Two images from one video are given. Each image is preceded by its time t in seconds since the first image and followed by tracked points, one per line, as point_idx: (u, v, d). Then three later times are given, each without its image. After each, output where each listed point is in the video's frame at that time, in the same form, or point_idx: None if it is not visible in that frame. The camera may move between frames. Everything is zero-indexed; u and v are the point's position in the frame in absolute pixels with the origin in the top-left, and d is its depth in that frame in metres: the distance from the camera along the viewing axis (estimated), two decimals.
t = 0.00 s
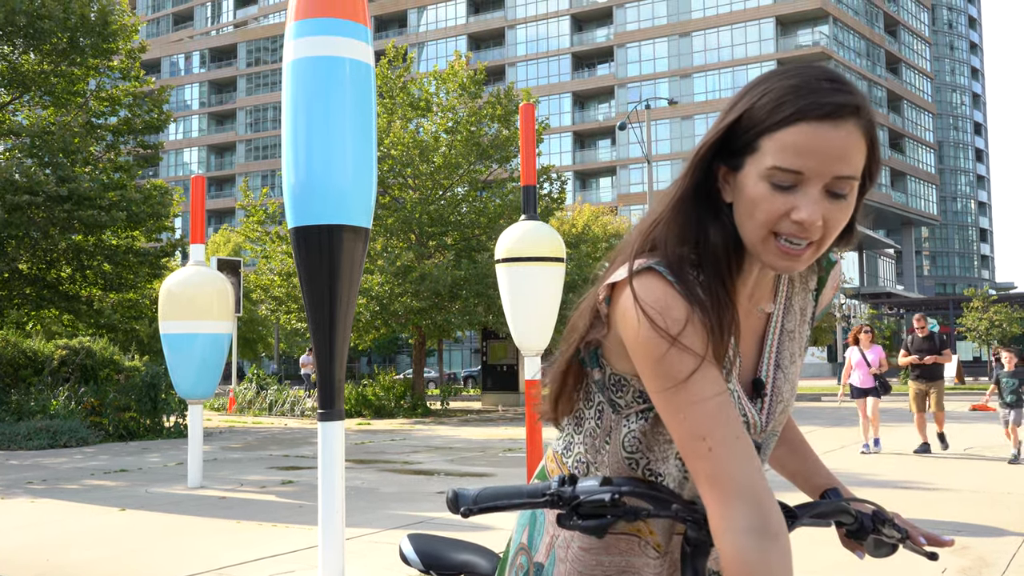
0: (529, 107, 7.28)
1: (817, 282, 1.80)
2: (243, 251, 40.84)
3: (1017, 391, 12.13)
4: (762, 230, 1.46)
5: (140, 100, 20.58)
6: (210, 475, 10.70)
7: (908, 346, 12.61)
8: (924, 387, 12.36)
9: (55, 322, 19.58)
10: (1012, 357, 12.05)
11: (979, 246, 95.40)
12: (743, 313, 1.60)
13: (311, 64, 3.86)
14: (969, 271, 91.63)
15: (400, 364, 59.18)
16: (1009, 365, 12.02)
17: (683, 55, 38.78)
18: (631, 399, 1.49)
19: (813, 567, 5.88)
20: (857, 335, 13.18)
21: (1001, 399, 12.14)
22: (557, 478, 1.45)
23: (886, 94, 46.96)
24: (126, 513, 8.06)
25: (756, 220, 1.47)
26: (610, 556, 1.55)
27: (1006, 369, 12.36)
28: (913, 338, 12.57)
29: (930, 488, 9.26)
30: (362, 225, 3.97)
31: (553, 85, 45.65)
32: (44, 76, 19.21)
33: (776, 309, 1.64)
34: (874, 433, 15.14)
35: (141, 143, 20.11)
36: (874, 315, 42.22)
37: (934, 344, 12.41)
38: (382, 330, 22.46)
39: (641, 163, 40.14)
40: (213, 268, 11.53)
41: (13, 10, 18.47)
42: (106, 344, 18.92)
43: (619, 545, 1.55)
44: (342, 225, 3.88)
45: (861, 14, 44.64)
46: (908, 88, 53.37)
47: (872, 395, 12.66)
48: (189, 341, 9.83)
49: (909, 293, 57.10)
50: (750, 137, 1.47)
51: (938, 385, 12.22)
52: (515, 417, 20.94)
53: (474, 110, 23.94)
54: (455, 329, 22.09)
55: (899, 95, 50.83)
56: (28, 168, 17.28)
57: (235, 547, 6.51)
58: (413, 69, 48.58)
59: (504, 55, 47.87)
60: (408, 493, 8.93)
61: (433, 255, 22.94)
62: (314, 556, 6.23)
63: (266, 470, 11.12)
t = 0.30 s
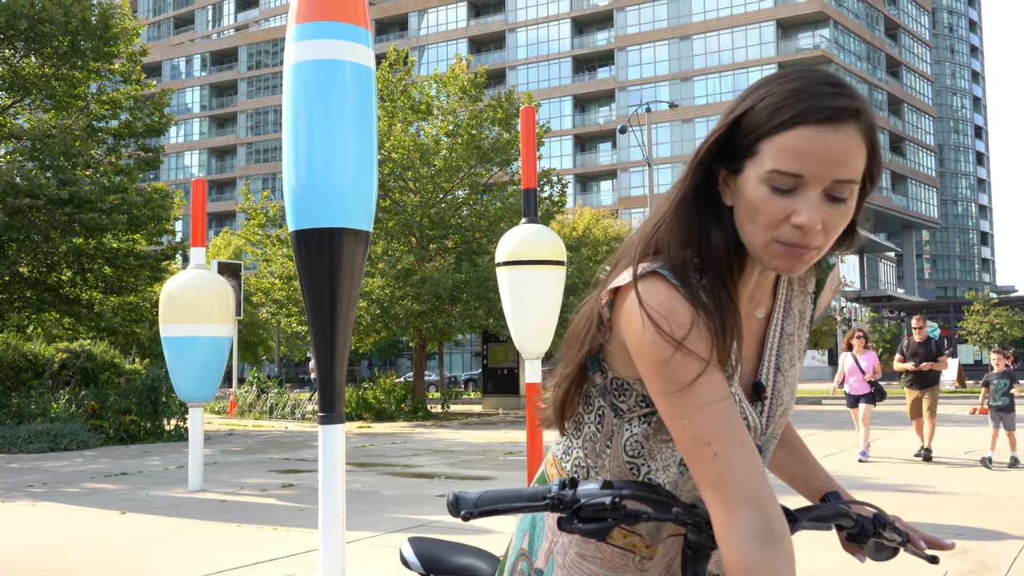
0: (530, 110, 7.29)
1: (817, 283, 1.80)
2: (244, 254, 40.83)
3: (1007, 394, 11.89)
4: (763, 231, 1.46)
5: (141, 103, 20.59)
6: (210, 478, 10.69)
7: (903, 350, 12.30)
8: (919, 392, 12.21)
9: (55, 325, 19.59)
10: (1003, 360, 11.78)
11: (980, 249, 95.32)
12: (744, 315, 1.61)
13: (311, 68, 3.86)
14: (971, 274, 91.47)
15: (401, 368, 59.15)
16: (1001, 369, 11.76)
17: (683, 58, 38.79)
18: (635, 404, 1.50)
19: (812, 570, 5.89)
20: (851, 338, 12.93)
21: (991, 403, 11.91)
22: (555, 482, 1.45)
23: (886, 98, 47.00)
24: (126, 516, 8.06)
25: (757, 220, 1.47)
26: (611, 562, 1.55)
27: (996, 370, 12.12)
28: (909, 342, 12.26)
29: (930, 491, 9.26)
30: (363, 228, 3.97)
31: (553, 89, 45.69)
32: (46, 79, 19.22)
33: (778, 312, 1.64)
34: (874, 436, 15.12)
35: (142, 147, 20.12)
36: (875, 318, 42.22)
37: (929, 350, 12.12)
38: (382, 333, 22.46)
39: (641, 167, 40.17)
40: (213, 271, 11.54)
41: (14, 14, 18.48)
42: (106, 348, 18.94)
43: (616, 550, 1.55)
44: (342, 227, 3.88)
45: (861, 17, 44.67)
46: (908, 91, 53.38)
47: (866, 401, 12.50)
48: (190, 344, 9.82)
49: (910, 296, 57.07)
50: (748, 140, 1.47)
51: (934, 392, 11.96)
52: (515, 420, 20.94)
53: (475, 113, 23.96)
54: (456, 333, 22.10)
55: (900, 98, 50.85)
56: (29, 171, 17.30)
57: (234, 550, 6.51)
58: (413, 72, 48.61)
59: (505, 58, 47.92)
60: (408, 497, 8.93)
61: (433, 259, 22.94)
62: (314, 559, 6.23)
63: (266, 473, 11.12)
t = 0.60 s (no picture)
0: (529, 109, 7.28)
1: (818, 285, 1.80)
2: (244, 253, 40.83)
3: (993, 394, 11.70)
4: (752, 216, 1.47)
5: (140, 103, 20.55)
6: (210, 477, 10.69)
7: (900, 346, 12.31)
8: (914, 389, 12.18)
9: (55, 324, 19.60)
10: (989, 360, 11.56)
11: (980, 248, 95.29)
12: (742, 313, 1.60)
13: (311, 66, 3.85)
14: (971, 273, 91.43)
15: (401, 366, 59.15)
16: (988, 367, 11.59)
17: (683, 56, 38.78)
18: (631, 402, 1.50)
19: (809, 569, 5.90)
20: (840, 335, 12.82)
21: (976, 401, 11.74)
22: (554, 480, 1.45)
23: (886, 96, 46.99)
24: (126, 515, 8.06)
25: (747, 206, 1.48)
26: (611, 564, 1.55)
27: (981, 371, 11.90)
28: (906, 338, 12.25)
29: (930, 490, 9.27)
30: (363, 228, 3.97)
31: (553, 88, 45.69)
32: (45, 78, 19.24)
33: (776, 310, 1.64)
34: (873, 435, 15.12)
35: (142, 146, 20.11)
36: (874, 317, 42.22)
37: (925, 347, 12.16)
38: (382, 332, 22.46)
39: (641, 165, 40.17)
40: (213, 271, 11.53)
41: (13, 13, 18.46)
42: (106, 346, 18.94)
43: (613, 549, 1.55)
44: (342, 227, 3.89)
45: (862, 16, 44.66)
46: (908, 90, 53.35)
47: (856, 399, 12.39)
48: (190, 343, 9.83)
49: (909, 295, 57.08)
50: (728, 123, 1.52)
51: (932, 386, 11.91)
52: (515, 418, 20.96)
53: (475, 112, 23.96)
54: (456, 331, 22.13)
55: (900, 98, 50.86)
56: (29, 170, 17.32)
57: (235, 549, 6.51)
58: (413, 71, 48.59)
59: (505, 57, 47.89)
60: (408, 495, 8.94)
61: (433, 258, 22.95)
62: (314, 557, 6.24)
63: (266, 472, 11.13)
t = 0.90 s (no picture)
0: (529, 110, 7.28)
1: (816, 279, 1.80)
2: (244, 253, 40.84)
3: (985, 396, 11.71)
4: (755, 225, 1.46)
5: (140, 102, 20.51)
6: (211, 476, 10.70)
7: (893, 350, 12.08)
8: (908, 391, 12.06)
9: (55, 323, 19.58)
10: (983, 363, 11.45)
11: (981, 248, 95.26)
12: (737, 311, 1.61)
13: (311, 64, 3.85)
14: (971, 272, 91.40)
15: (401, 366, 59.12)
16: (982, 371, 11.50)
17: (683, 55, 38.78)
18: (630, 401, 1.49)
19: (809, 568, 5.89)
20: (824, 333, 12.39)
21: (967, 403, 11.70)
22: (554, 481, 1.45)
23: (886, 95, 46.98)
24: (126, 514, 8.06)
25: (749, 216, 1.47)
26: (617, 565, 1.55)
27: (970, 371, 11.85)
28: (899, 341, 12.04)
29: (931, 489, 9.27)
30: (363, 226, 3.97)
31: (553, 87, 45.67)
32: (45, 77, 19.27)
33: (772, 308, 1.64)
34: (873, 435, 15.13)
35: (141, 146, 20.09)
36: (874, 317, 42.19)
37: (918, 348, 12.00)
38: (382, 331, 22.44)
39: (641, 165, 40.15)
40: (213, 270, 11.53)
41: (13, 12, 18.47)
42: (106, 345, 18.94)
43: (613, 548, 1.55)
44: (342, 226, 3.88)
45: (862, 15, 44.65)
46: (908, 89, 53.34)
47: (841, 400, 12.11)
48: (191, 342, 9.82)
49: (910, 294, 57.05)
50: (736, 131, 1.48)
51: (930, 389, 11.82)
52: (515, 418, 20.95)
53: (475, 112, 23.96)
54: (456, 330, 22.15)
55: (900, 97, 50.86)
56: (29, 170, 17.34)
57: (235, 549, 6.51)
58: (413, 70, 48.61)
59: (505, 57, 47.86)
60: (408, 494, 8.94)
61: (433, 257, 22.96)
62: (314, 557, 6.24)
63: (267, 471, 11.13)
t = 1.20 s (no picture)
0: (529, 109, 7.29)
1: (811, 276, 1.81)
2: (244, 253, 40.88)
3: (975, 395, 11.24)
4: (760, 233, 1.46)
5: (140, 101, 20.44)
6: (211, 476, 10.70)
7: (884, 346, 11.90)
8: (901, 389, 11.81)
9: (55, 323, 19.54)
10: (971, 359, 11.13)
11: (981, 247, 95.28)
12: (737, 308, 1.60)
13: (311, 64, 3.85)
14: (970, 272, 91.36)
15: (401, 365, 59.10)
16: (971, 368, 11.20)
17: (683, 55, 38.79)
18: (631, 403, 1.50)
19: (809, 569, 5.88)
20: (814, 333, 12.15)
21: (956, 402, 11.35)
22: (557, 479, 1.45)
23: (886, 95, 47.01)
24: (126, 514, 8.07)
25: (752, 222, 1.47)
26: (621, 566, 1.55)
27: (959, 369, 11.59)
28: (890, 338, 11.82)
29: (931, 489, 9.27)
30: (362, 226, 3.97)
31: (553, 86, 45.64)
32: (45, 77, 19.25)
33: (770, 306, 1.64)
34: (873, 434, 15.13)
35: (141, 145, 20.07)
36: (874, 316, 42.20)
37: (910, 345, 11.71)
38: (382, 331, 22.44)
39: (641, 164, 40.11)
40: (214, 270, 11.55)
41: (13, 11, 18.48)
42: (107, 345, 18.93)
43: (615, 548, 1.55)
44: (342, 225, 3.88)
45: (862, 14, 44.64)
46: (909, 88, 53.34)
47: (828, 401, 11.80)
48: (191, 341, 9.82)
49: (910, 293, 57.08)
50: (745, 139, 1.47)
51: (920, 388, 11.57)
52: (515, 417, 20.94)
53: (475, 111, 23.97)
54: (456, 329, 22.15)
55: (900, 96, 50.86)
56: (29, 169, 17.33)
57: (236, 548, 6.51)
58: (413, 70, 48.59)
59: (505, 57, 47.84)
60: (408, 494, 8.95)
61: (433, 257, 22.98)
62: (314, 556, 6.24)
63: (267, 470, 11.14)
